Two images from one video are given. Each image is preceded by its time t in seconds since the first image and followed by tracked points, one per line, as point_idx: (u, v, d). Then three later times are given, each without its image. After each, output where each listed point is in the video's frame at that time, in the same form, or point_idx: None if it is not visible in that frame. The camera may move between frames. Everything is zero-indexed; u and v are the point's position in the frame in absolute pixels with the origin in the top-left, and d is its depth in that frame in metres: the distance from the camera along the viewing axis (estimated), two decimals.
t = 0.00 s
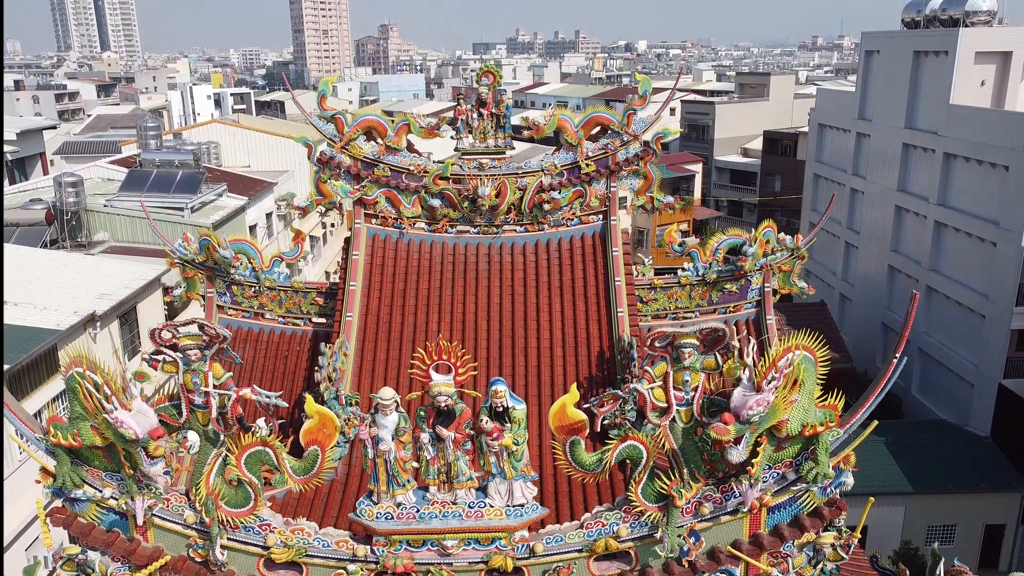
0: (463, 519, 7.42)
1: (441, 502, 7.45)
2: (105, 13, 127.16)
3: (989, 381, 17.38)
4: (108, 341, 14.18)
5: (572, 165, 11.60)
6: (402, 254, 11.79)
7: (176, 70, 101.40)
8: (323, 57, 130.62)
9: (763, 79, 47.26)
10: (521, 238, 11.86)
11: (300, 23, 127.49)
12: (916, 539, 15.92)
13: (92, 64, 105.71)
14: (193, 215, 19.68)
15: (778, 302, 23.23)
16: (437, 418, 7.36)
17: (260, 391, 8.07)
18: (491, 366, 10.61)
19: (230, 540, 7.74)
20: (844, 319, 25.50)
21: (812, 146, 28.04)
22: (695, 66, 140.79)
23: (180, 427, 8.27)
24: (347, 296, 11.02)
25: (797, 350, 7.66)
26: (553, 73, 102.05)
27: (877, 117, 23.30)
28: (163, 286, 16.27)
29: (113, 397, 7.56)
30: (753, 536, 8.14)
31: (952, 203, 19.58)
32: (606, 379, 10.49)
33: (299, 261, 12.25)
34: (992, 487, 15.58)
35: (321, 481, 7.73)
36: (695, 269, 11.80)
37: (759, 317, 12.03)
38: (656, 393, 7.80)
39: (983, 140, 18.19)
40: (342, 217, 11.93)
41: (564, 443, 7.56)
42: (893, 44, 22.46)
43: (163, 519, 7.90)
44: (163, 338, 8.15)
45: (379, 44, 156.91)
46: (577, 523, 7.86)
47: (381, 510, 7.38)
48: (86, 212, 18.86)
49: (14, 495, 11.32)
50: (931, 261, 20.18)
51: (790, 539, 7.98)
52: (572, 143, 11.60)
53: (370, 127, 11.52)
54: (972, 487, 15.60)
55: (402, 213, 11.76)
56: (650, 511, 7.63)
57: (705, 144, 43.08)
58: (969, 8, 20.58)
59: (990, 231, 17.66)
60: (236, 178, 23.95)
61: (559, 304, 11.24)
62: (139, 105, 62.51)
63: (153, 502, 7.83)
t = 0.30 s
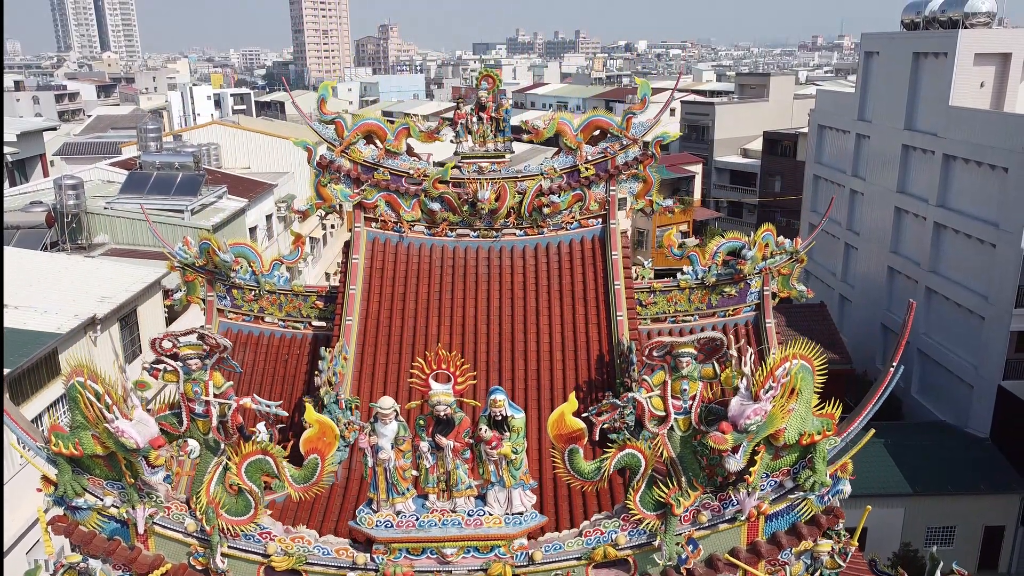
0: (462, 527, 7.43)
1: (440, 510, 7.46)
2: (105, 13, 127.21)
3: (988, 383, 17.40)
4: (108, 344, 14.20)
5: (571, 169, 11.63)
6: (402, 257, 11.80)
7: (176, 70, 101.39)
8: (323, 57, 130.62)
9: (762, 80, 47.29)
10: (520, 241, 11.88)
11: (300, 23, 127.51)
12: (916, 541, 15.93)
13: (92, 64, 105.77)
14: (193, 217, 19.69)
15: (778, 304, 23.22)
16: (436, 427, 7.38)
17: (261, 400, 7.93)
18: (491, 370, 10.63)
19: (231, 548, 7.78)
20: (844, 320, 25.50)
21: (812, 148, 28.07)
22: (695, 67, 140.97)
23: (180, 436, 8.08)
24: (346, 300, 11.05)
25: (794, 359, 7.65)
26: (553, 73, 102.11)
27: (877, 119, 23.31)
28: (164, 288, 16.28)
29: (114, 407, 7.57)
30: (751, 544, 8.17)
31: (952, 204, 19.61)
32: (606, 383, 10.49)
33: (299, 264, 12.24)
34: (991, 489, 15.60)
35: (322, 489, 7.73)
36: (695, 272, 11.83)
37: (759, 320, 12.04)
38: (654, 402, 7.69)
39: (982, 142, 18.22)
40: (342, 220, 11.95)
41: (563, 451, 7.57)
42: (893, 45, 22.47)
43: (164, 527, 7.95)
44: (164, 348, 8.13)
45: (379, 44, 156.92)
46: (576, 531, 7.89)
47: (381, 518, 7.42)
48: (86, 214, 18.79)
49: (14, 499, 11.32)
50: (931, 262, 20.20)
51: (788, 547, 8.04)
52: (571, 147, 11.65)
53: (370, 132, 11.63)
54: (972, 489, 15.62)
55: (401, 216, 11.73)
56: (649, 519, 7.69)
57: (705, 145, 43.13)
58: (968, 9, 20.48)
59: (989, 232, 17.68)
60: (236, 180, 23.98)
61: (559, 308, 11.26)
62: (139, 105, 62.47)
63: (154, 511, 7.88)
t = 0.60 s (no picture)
0: (462, 546, 7.48)
1: (441, 530, 7.49)
2: (105, 14, 127.21)
3: (987, 387, 17.47)
4: (110, 352, 14.24)
5: (571, 179, 11.68)
6: (403, 267, 11.86)
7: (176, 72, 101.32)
8: (324, 58, 130.65)
9: (762, 82, 47.36)
10: (520, 251, 11.94)
11: (300, 24, 127.50)
12: (915, 545, 15.97)
13: (92, 65, 105.81)
14: (194, 223, 19.76)
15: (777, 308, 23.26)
16: (437, 449, 7.43)
17: (263, 422, 7.98)
18: (491, 380, 10.67)
19: (234, 566, 7.82)
20: (844, 324, 25.55)
21: (812, 151, 28.11)
22: (696, 67, 141.03)
23: (185, 457, 8.12)
24: (347, 309, 11.08)
25: (790, 381, 7.66)
26: (553, 73, 102.25)
27: (877, 123, 23.36)
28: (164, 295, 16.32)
29: (118, 430, 7.54)
30: (748, 563, 8.31)
31: (951, 209, 19.66)
32: (605, 392, 10.54)
33: (300, 273, 12.32)
34: (990, 493, 15.66)
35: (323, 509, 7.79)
36: (694, 281, 11.89)
37: (757, 328, 12.09)
38: (652, 424, 7.78)
39: (980, 147, 18.29)
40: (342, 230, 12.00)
41: (563, 471, 7.62)
42: (892, 50, 22.52)
43: (167, 547, 8.04)
44: (170, 372, 8.13)
45: (379, 44, 156.90)
46: (576, 549, 7.95)
47: (382, 538, 7.47)
48: (87, 220, 18.83)
49: (16, 509, 11.36)
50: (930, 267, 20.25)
51: (784, 567, 8.14)
52: (571, 157, 11.66)
53: (370, 141, 11.63)
54: (971, 493, 15.67)
55: (402, 226, 11.83)
56: (648, 539, 7.74)
57: (705, 147, 43.19)
58: (967, 14, 20.42)
59: (988, 237, 17.76)
60: (236, 185, 24.03)
61: (558, 317, 11.32)
62: (139, 106, 62.42)
63: (157, 531, 7.95)
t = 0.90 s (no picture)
0: (463, 555, 7.52)
1: (441, 539, 7.53)
2: (105, 15, 127.29)
3: (987, 389, 17.51)
4: (111, 356, 14.29)
5: (570, 184, 11.75)
6: (403, 272, 11.89)
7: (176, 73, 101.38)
8: (324, 58, 130.72)
9: (762, 84, 47.43)
10: (520, 255, 11.97)
11: (300, 24, 127.57)
12: (915, 548, 15.99)
13: (92, 66, 105.93)
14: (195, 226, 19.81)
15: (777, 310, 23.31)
16: (437, 458, 7.44)
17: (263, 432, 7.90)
18: (491, 385, 10.70)
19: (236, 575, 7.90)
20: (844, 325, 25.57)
21: (811, 152, 28.14)
22: (696, 68, 141.19)
23: (187, 467, 8.01)
24: (347, 315, 11.11)
25: (788, 393, 7.70)
26: (553, 73, 102.43)
27: (876, 125, 23.38)
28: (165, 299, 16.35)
29: (121, 441, 7.58)
30: (747, 572, 8.23)
31: (950, 211, 19.69)
32: (606, 397, 10.58)
33: (300, 278, 12.35)
34: (990, 496, 15.69)
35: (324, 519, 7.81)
36: (694, 286, 11.91)
37: (757, 332, 12.14)
38: (652, 434, 7.77)
39: (980, 150, 18.32)
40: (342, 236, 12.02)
41: (563, 481, 7.65)
42: (891, 52, 22.55)
43: (170, 556, 8.06)
44: (172, 383, 8.25)
45: (379, 44, 156.82)
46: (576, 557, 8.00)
47: (383, 547, 7.50)
48: (88, 224, 18.94)
49: (17, 514, 11.39)
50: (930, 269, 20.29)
51: None
52: (570, 162, 11.78)
53: (370, 147, 11.72)
54: (970, 496, 15.70)
55: (402, 231, 11.81)
56: (647, 547, 7.81)
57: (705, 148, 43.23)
58: (966, 17, 20.46)
59: (987, 240, 17.80)
60: (237, 188, 24.07)
61: (559, 322, 11.35)
62: (140, 108, 62.45)
63: (160, 541, 7.99)
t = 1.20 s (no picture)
0: (464, 556, 7.53)
1: (442, 539, 7.55)
2: (105, 15, 127.42)
3: (987, 390, 17.53)
4: (112, 357, 14.31)
5: (571, 185, 11.80)
6: (403, 273, 11.90)
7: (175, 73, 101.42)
8: (324, 59, 130.74)
9: (762, 84, 47.46)
10: (520, 256, 11.99)
11: (300, 25, 127.64)
12: (915, 548, 16.00)
13: (92, 66, 106.08)
14: (196, 226, 19.84)
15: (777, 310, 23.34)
16: (438, 459, 7.49)
17: (265, 433, 7.90)
18: (491, 385, 10.72)
19: None
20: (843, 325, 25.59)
21: (811, 152, 28.15)
22: (696, 68, 141.38)
23: (189, 468, 8.04)
24: (347, 316, 11.11)
25: (787, 394, 7.73)
26: (553, 74, 102.68)
27: (876, 125, 23.40)
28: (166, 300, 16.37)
29: (124, 442, 7.59)
30: (747, 572, 8.25)
31: (950, 211, 19.71)
32: (606, 398, 10.59)
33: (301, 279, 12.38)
34: (989, 496, 15.70)
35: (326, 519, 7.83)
36: (694, 287, 11.93)
37: (757, 333, 12.16)
38: (652, 434, 7.78)
39: (980, 150, 18.33)
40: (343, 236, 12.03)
41: (563, 482, 7.67)
42: (891, 52, 22.57)
43: (173, 557, 8.07)
44: (174, 385, 8.28)
45: (379, 45, 156.84)
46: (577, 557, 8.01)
47: (384, 548, 7.51)
48: (89, 225, 19.00)
49: (18, 514, 11.41)
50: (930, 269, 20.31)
51: None
52: (570, 163, 11.84)
53: (370, 148, 11.76)
54: (971, 496, 15.72)
55: (403, 231, 11.84)
56: (647, 548, 7.81)
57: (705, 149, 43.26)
58: (966, 17, 20.52)
59: (987, 240, 17.82)
60: (238, 189, 24.09)
61: (559, 323, 11.36)
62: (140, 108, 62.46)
63: (163, 542, 8.00)
